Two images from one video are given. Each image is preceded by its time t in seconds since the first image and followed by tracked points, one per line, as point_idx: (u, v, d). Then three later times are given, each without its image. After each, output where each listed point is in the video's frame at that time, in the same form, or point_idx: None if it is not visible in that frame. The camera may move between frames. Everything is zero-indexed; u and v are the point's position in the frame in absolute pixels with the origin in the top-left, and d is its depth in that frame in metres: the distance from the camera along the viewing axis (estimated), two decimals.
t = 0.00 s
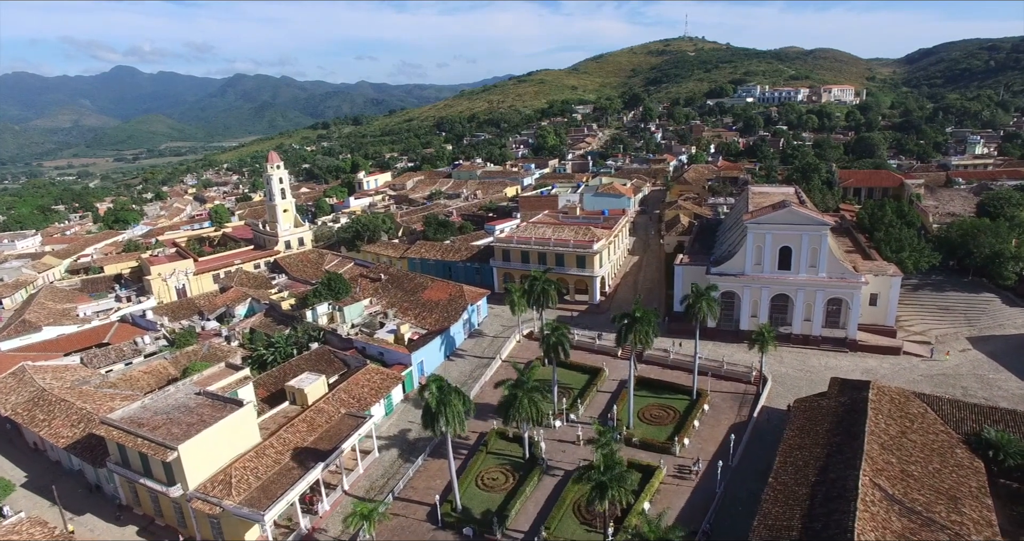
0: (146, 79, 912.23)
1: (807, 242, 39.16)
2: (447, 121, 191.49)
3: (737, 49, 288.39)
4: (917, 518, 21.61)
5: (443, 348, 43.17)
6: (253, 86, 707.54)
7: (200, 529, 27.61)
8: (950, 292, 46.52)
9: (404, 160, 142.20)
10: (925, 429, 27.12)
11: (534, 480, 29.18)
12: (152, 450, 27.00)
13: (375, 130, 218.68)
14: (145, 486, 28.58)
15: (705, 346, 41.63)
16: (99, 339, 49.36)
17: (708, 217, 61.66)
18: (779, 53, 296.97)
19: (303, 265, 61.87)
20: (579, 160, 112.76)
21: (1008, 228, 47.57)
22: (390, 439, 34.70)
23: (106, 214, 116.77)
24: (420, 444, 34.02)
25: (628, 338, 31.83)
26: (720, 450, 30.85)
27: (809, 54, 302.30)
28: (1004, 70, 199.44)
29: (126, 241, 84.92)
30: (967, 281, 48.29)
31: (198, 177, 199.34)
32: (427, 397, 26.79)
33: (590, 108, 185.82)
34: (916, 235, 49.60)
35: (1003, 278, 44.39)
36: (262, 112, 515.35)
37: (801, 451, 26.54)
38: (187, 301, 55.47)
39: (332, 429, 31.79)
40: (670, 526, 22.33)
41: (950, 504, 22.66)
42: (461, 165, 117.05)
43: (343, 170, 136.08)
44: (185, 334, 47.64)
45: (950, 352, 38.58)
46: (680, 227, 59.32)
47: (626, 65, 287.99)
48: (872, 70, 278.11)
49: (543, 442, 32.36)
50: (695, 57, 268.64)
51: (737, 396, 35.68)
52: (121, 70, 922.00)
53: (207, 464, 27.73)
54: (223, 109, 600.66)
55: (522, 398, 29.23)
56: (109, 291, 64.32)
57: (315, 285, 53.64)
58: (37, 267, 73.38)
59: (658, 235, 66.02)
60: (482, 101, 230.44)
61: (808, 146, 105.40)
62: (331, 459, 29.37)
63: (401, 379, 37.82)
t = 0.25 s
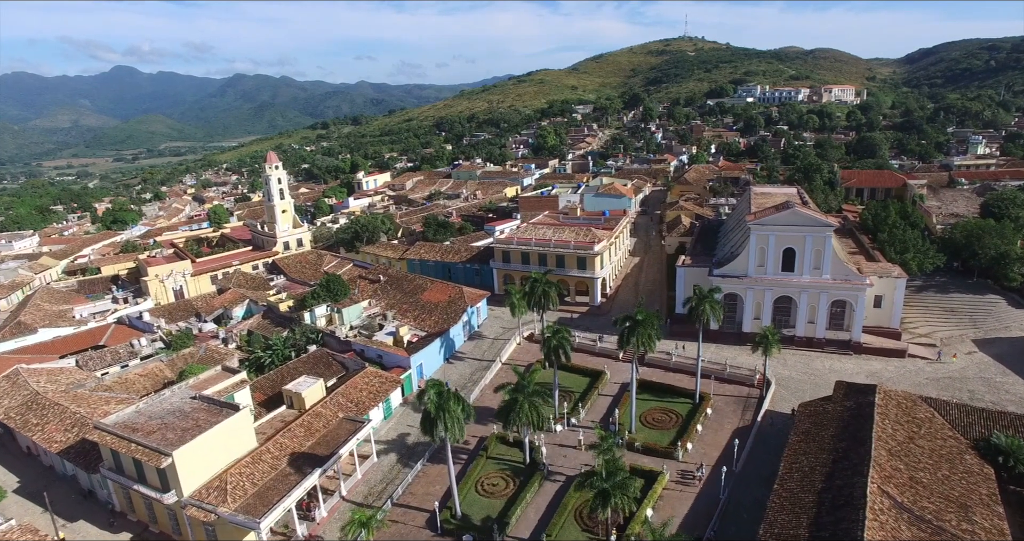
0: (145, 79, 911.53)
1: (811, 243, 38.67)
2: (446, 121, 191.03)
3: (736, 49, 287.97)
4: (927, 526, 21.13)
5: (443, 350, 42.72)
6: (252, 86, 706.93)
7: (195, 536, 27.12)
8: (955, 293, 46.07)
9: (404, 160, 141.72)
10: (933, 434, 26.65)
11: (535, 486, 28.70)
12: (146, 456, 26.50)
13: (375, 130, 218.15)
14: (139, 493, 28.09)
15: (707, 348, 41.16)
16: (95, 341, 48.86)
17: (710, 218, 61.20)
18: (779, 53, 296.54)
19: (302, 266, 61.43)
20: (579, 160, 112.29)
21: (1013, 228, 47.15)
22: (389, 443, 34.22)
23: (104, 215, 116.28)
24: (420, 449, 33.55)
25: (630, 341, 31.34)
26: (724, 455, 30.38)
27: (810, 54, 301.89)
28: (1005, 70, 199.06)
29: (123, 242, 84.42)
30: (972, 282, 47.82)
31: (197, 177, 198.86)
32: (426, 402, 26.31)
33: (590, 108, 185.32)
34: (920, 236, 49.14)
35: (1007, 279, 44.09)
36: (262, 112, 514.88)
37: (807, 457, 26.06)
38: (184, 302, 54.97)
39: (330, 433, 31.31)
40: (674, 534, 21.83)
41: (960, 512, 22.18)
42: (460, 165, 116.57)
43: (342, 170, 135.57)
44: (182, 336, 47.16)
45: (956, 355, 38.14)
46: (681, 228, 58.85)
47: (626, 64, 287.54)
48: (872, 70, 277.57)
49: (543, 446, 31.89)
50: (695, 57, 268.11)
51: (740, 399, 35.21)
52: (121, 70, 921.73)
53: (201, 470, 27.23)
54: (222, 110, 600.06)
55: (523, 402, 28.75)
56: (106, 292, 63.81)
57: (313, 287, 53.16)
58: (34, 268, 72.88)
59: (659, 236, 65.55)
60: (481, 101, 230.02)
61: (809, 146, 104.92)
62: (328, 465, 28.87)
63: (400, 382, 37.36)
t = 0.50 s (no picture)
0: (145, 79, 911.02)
1: (816, 245, 38.08)
2: (446, 121, 190.49)
3: (737, 49, 287.44)
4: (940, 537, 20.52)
5: (442, 354, 42.12)
6: (252, 86, 706.19)
7: None
8: (961, 295, 45.50)
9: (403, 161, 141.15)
10: (943, 441, 26.05)
11: (537, 494, 28.09)
12: (138, 464, 25.88)
13: (374, 130, 217.57)
14: (132, 501, 27.49)
15: (710, 352, 40.57)
16: (90, 343, 48.28)
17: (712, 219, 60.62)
18: (779, 53, 296.01)
19: (300, 268, 60.84)
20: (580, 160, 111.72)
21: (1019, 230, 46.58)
22: (387, 449, 33.62)
23: (102, 215, 115.70)
24: (419, 455, 32.95)
25: (634, 346, 30.73)
26: (729, 461, 29.78)
27: (810, 54, 301.39)
28: (1006, 70, 198.62)
29: (121, 243, 83.85)
30: (978, 284, 47.25)
31: (196, 177, 198.36)
32: (425, 409, 25.71)
33: (590, 108, 184.77)
34: (925, 237, 48.56)
35: (1015, 281, 43.54)
36: (261, 113, 514.34)
37: (815, 464, 25.44)
38: (180, 304, 54.37)
39: (327, 439, 30.71)
40: None
41: (974, 522, 21.59)
42: (460, 165, 115.95)
43: (341, 171, 134.98)
44: (178, 339, 46.56)
45: (964, 359, 37.57)
46: (683, 230, 58.26)
47: (626, 64, 287.01)
48: (873, 70, 276.96)
49: (544, 453, 31.28)
50: (695, 57, 267.55)
51: (744, 404, 34.62)
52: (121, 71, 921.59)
53: (195, 478, 26.61)
54: (222, 110, 599.38)
55: (524, 408, 28.14)
56: (103, 293, 63.20)
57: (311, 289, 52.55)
58: (31, 269, 72.29)
59: (661, 237, 64.96)
60: (481, 101, 229.43)
61: (810, 146, 104.32)
62: (325, 472, 28.26)
63: (399, 386, 36.77)
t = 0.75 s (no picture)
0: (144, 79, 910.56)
1: (821, 247, 37.60)
2: (445, 121, 190.02)
3: (737, 49, 286.96)
4: None
5: (442, 357, 41.63)
6: (251, 86, 705.56)
7: None
8: (967, 297, 45.05)
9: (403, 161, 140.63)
10: (953, 447, 25.57)
11: (538, 501, 27.61)
12: (132, 470, 25.37)
13: (374, 130, 217.12)
14: (126, 508, 26.97)
15: (713, 354, 40.10)
16: (86, 346, 47.78)
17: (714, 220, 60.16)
18: (779, 53, 295.47)
19: (298, 269, 60.33)
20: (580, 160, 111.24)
21: None
22: (386, 454, 33.13)
23: (100, 216, 115.20)
24: (418, 460, 32.46)
25: (636, 350, 30.24)
26: (734, 467, 29.29)
27: (810, 54, 300.97)
28: (1007, 70, 198.25)
29: (119, 244, 83.34)
30: (983, 286, 46.81)
31: (195, 177, 197.87)
32: (424, 416, 25.22)
33: (590, 108, 184.28)
34: (930, 238, 48.08)
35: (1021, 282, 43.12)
36: (261, 113, 513.91)
37: (822, 471, 24.94)
38: (178, 306, 53.86)
39: (325, 445, 30.22)
40: None
41: (986, 532, 21.12)
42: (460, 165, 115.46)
43: (341, 171, 134.47)
44: (175, 341, 46.06)
45: (971, 362, 37.10)
46: (685, 231, 57.76)
47: (626, 64, 286.52)
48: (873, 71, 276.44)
49: (546, 458, 30.80)
50: (695, 57, 267.06)
51: (748, 408, 34.14)
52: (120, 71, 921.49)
53: (190, 485, 26.09)
54: (221, 110, 598.74)
55: (525, 413, 27.66)
56: (100, 295, 62.68)
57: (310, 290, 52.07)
58: (28, 270, 71.76)
59: (662, 238, 64.49)
60: (481, 101, 228.93)
61: (812, 146, 103.83)
62: (323, 479, 27.77)
63: (399, 390, 36.29)
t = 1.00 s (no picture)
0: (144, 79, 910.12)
1: (827, 249, 37.03)
2: (445, 121, 189.50)
3: (737, 49, 286.43)
4: None
5: (442, 360, 41.02)
6: (251, 86, 704.88)
7: None
8: (974, 299, 44.48)
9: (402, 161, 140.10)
10: (964, 455, 25.01)
11: (540, 509, 26.98)
12: (124, 479, 24.76)
13: (374, 130, 216.63)
14: (118, 517, 26.34)
15: (717, 358, 39.49)
16: (81, 348, 47.20)
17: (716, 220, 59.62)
18: (779, 54, 294.87)
19: (297, 271, 59.74)
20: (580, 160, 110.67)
21: None
22: (385, 460, 32.52)
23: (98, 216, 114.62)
24: (417, 467, 31.87)
25: (640, 355, 29.67)
26: (740, 474, 28.67)
27: (811, 54, 300.36)
28: (1008, 70, 197.81)
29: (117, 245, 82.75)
30: (990, 288, 46.25)
31: (194, 178, 197.29)
32: (423, 423, 24.63)
33: (590, 108, 183.75)
34: (936, 240, 47.50)
35: None
36: (260, 113, 513.44)
37: (832, 479, 24.34)
38: (175, 308, 53.24)
39: (323, 451, 29.62)
40: None
41: None
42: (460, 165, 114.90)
43: (340, 171, 133.88)
44: (171, 344, 45.45)
45: (979, 366, 36.55)
46: (687, 232, 57.18)
47: (626, 64, 285.95)
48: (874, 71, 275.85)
49: (548, 464, 30.18)
50: (696, 56, 266.53)
51: (754, 414, 33.53)
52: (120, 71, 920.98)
53: (183, 493, 25.45)
54: (221, 110, 598.13)
55: (526, 420, 27.09)
56: (96, 297, 62.06)
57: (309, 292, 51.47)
58: (24, 272, 71.17)
59: (664, 239, 63.95)
60: (481, 101, 228.36)
61: (814, 146, 103.27)
62: (320, 487, 27.16)
63: (398, 394, 35.71)
